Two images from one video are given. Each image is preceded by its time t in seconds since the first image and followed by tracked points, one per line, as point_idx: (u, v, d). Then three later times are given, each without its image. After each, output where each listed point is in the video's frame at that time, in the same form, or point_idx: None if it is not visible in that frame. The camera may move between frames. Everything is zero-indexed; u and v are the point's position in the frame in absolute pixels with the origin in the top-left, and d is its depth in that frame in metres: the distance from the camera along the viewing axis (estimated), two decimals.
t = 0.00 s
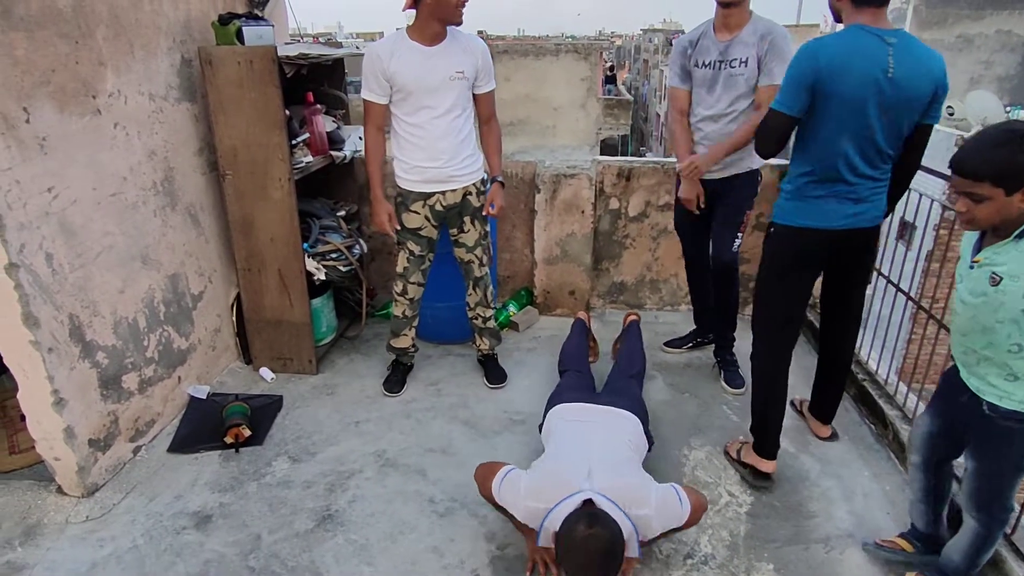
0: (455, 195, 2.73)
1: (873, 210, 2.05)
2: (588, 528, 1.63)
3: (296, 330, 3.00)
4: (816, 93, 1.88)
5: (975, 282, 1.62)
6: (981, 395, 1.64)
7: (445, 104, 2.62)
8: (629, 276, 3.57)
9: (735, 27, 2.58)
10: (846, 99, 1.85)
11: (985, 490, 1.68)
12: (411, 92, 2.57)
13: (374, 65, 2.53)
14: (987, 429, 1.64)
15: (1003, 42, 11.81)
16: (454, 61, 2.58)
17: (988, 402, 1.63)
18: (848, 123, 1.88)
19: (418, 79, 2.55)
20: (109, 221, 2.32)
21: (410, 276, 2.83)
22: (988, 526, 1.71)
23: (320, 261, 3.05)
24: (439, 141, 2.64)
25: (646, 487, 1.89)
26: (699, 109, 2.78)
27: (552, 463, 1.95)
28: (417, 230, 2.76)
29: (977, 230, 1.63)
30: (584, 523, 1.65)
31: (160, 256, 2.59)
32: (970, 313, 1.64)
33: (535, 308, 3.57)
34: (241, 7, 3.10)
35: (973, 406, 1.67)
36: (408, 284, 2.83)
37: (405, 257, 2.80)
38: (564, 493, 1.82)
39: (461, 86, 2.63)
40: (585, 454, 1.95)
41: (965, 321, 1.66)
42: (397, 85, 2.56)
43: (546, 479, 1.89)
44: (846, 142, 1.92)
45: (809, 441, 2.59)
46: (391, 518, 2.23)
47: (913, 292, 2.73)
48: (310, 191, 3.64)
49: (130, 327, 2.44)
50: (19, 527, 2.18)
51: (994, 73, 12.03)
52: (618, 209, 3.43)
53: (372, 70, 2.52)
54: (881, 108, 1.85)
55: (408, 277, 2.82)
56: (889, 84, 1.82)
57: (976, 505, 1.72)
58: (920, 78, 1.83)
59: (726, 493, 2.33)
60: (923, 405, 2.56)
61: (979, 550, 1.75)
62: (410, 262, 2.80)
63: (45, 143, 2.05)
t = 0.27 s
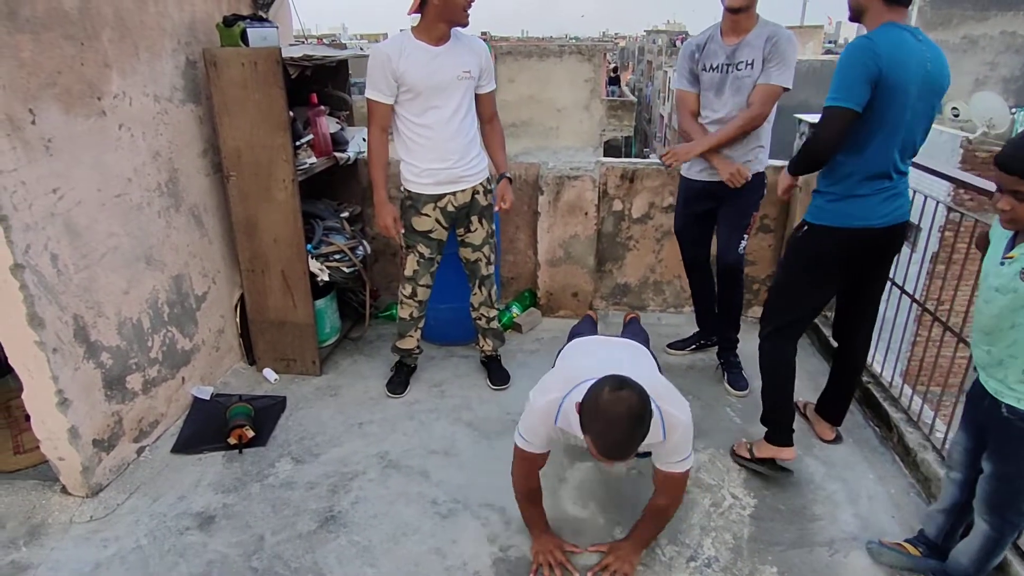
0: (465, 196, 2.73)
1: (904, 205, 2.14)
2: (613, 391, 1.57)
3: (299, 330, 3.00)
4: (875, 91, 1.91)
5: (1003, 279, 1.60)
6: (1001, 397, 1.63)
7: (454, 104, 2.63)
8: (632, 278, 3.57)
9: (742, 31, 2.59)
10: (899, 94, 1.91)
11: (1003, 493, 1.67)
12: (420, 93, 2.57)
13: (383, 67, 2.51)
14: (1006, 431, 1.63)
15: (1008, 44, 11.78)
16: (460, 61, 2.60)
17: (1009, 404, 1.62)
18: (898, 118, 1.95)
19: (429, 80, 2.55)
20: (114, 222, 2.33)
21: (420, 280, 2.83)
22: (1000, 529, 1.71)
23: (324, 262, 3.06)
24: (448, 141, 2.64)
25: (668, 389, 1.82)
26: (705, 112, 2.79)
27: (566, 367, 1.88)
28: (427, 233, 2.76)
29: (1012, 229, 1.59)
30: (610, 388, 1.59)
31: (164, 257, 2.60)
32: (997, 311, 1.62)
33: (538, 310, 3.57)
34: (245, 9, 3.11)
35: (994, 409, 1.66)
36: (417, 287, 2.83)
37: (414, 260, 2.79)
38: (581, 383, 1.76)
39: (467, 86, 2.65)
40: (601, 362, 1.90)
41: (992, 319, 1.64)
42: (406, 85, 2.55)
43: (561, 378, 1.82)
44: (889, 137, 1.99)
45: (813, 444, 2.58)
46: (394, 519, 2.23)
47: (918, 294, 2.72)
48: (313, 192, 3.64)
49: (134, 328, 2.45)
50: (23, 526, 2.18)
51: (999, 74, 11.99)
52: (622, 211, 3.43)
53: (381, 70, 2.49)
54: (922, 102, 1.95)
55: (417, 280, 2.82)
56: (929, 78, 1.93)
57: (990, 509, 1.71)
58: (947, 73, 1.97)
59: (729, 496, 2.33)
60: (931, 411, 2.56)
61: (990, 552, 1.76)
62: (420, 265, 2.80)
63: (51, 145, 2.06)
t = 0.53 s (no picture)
0: (475, 196, 2.75)
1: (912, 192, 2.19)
2: (622, 441, 1.61)
3: (302, 332, 3.01)
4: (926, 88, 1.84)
5: None
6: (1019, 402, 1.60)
7: (462, 106, 2.64)
8: (635, 279, 3.57)
9: (744, 31, 2.61)
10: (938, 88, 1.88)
11: (1018, 498, 1.65)
12: (431, 95, 2.56)
13: (394, 69, 2.48)
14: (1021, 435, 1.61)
15: (1012, 45, 11.74)
16: (468, 63, 2.61)
17: None
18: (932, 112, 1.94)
19: (439, 83, 2.55)
20: (118, 224, 2.33)
21: (429, 281, 2.83)
22: (1015, 538, 1.68)
23: (326, 264, 3.06)
24: (457, 143, 2.64)
25: (677, 404, 1.84)
26: (706, 113, 2.79)
27: (575, 389, 1.87)
28: (439, 235, 2.76)
29: None
30: (618, 435, 1.62)
31: (168, 258, 2.60)
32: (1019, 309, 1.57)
33: (541, 311, 3.57)
34: (249, 11, 3.12)
35: (1010, 415, 1.64)
36: (427, 288, 2.82)
37: (425, 262, 2.78)
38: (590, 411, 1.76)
39: (473, 87, 2.67)
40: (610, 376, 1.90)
41: (1014, 317, 1.58)
42: (417, 86, 2.53)
43: (571, 403, 1.82)
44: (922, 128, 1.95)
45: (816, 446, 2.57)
46: (396, 521, 2.23)
47: (922, 296, 2.71)
48: (316, 194, 3.65)
49: (137, 329, 2.46)
50: (27, 527, 2.19)
51: (1004, 76, 11.95)
52: (625, 212, 3.43)
53: (393, 73, 2.47)
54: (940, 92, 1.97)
55: (427, 281, 2.81)
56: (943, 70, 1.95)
57: (1005, 518, 1.69)
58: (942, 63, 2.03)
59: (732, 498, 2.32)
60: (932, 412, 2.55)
61: (1005, 562, 1.72)
62: (431, 267, 2.79)
63: (55, 146, 2.07)
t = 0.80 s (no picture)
0: (485, 196, 2.76)
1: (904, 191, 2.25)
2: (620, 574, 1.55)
3: (303, 332, 3.01)
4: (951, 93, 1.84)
5: None
6: None
7: (475, 109, 2.66)
8: (636, 281, 3.57)
9: (747, 30, 2.69)
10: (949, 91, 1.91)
11: None
12: (449, 98, 2.56)
13: (418, 71, 2.45)
14: None
15: (1015, 46, 11.73)
16: (481, 66, 2.63)
17: None
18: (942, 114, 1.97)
19: (458, 86, 2.56)
20: (120, 225, 2.34)
21: (441, 282, 2.82)
22: None
23: (328, 265, 3.07)
24: (472, 145, 2.67)
25: (670, 501, 1.82)
26: (715, 112, 2.86)
27: (576, 486, 1.86)
28: (452, 236, 2.76)
29: None
30: (616, 569, 1.57)
31: (170, 259, 2.61)
32: None
33: (542, 312, 3.57)
34: (251, 12, 3.13)
35: (1018, 420, 1.63)
36: (439, 289, 2.82)
37: (437, 262, 2.78)
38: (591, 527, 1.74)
39: (485, 90, 2.69)
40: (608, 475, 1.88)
41: (1019, 321, 1.58)
42: (437, 89, 2.52)
43: (573, 512, 1.80)
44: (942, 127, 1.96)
45: (818, 448, 2.57)
46: (398, 522, 2.23)
47: (924, 297, 2.71)
48: (316, 196, 3.64)
49: (140, 330, 2.46)
50: (29, 527, 2.19)
51: (1006, 77, 11.94)
52: (627, 213, 3.43)
53: (418, 75, 2.44)
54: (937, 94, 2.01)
55: (438, 282, 2.81)
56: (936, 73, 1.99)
57: (1013, 524, 1.67)
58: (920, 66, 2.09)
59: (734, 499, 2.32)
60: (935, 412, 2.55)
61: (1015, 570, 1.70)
62: (443, 267, 2.78)
63: (59, 147, 2.08)
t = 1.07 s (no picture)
0: (493, 195, 2.77)
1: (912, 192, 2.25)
2: (621, 475, 1.61)
3: (304, 332, 3.01)
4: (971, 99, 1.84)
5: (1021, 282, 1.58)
6: None
7: (487, 111, 2.67)
8: (636, 281, 3.57)
9: (757, 31, 2.72)
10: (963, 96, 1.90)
11: None
12: (463, 100, 2.56)
13: (436, 73, 2.44)
14: None
15: (1015, 46, 11.74)
16: (492, 68, 2.63)
17: None
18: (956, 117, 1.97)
19: (472, 88, 2.56)
20: (121, 224, 2.34)
21: (449, 281, 2.82)
22: None
23: (329, 265, 3.07)
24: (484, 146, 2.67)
25: (678, 445, 1.85)
26: (725, 112, 2.87)
27: (581, 422, 1.89)
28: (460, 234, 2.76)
29: None
30: (618, 471, 1.63)
31: (170, 259, 2.61)
32: (1018, 316, 1.58)
33: (542, 312, 3.57)
34: (251, 12, 3.13)
35: (1018, 421, 1.63)
36: (445, 288, 2.82)
37: (445, 261, 2.77)
38: (592, 449, 1.78)
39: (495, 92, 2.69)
40: (613, 412, 1.92)
41: (1014, 325, 1.60)
42: (453, 90, 2.52)
43: (573, 438, 1.83)
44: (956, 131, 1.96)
45: (818, 448, 2.57)
46: (398, 522, 2.23)
47: (924, 296, 2.71)
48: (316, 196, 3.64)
49: (140, 330, 2.46)
50: (29, 528, 2.19)
51: (1005, 77, 11.94)
52: (627, 213, 3.42)
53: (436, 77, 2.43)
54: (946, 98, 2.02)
55: (446, 281, 2.81)
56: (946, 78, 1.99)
57: (1015, 525, 1.68)
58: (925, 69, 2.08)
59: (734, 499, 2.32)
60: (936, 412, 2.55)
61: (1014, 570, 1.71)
62: (451, 266, 2.78)
63: (59, 147, 2.07)
